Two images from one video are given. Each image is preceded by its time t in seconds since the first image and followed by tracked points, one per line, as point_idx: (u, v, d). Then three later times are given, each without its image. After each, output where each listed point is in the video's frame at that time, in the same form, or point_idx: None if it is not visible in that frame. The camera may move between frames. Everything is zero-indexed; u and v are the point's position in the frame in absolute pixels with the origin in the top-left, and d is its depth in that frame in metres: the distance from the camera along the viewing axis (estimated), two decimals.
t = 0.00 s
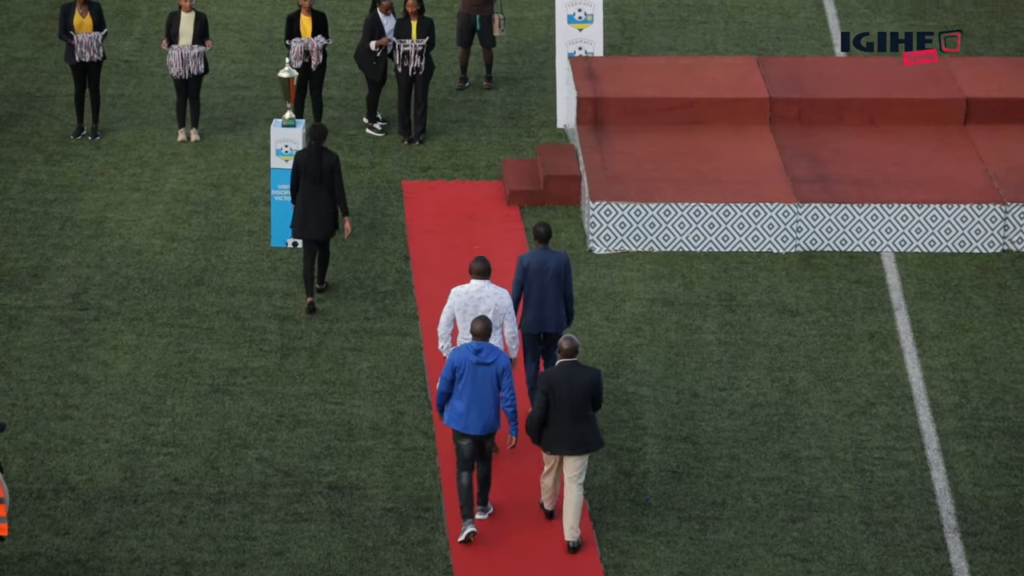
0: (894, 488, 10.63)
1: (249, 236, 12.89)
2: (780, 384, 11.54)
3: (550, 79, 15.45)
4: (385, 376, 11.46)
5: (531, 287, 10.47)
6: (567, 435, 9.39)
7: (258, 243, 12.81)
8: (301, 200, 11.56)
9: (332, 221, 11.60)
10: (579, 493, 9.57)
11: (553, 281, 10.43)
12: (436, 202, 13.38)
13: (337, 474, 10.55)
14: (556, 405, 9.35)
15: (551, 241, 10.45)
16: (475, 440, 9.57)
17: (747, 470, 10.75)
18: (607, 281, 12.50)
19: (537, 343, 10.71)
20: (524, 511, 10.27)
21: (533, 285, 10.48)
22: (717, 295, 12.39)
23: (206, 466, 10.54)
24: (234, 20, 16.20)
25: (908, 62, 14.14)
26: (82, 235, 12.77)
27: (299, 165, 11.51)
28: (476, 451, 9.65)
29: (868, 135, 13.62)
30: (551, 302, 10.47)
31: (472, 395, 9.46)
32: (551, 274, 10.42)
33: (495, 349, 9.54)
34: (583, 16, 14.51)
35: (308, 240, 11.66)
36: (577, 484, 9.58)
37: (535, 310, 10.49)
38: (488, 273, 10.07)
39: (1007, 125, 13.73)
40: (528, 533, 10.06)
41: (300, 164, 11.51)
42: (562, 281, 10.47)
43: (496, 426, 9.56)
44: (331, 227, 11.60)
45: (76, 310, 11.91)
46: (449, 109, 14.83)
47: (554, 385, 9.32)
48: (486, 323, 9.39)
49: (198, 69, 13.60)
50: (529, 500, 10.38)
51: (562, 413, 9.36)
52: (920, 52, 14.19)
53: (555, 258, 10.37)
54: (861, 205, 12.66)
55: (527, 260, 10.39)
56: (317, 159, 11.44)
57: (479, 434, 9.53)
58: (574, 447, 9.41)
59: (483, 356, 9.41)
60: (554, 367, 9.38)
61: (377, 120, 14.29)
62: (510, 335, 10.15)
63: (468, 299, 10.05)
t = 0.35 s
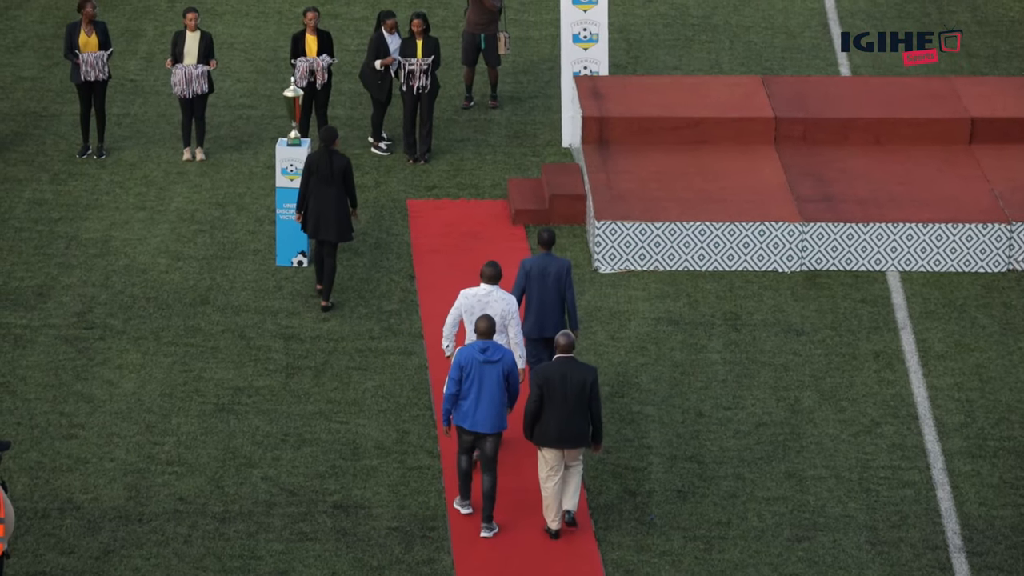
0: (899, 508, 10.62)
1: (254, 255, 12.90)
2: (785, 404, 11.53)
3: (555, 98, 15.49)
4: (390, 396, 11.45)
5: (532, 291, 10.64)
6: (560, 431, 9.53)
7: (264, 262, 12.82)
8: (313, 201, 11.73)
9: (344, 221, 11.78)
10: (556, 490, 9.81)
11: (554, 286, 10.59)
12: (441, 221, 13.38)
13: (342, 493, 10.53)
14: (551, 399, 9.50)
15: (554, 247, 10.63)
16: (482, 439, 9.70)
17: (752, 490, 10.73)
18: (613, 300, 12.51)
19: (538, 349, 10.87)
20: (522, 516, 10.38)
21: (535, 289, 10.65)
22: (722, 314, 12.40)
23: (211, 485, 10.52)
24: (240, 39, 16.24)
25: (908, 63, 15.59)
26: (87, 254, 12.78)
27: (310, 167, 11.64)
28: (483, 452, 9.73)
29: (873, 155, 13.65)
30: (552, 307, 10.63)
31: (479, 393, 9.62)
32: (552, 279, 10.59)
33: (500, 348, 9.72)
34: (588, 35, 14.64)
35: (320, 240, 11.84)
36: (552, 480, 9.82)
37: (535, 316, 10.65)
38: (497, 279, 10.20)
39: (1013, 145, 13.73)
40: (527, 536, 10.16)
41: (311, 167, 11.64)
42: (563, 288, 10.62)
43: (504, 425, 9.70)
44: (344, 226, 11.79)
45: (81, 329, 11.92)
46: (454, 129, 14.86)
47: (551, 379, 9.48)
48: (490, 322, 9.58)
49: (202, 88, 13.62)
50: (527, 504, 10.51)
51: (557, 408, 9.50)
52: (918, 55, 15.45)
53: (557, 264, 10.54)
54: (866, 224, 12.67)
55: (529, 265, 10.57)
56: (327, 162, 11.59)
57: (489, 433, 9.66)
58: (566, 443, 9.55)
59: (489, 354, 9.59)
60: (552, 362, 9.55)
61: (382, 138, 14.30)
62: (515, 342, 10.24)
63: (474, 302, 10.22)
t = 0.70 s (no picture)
0: (905, 527, 10.60)
1: (260, 273, 12.91)
2: (790, 422, 11.52)
3: (561, 117, 15.52)
4: (396, 414, 11.44)
5: (537, 291, 10.94)
6: (564, 434, 9.70)
7: (269, 280, 12.83)
8: (320, 206, 12.02)
9: (351, 224, 12.08)
10: (563, 495, 9.87)
11: (557, 285, 10.91)
12: (446, 240, 13.39)
13: (347, 512, 10.51)
14: (556, 401, 9.69)
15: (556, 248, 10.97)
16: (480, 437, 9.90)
17: (758, 508, 10.71)
18: (618, 319, 12.52)
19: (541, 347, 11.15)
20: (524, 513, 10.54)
21: (539, 289, 10.95)
22: (727, 332, 12.40)
23: (216, 504, 10.50)
24: (245, 58, 16.27)
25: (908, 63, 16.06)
26: (93, 272, 12.79)
27: (318, 171, 11.99)
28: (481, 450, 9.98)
29: (879, 173, 13.66)
30: (556, 306, 10.94)
31: (476, 392, 9.81)
32: (556, 279, 10.91)
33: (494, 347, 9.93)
34: (593, 54, 14.70)
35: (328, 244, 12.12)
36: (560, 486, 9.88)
37: (541, 315, 10.96)
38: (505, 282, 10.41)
39: (1018, 163, 13.74)
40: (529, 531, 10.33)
41: (319, 171, 11.99)
42: (567, 287, 10.95)
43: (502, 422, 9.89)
44: (351, 230, 12.07)
45: (87, 348, 11.92)
46: (460, 147, 14.88)
47: (557, 381, 9.67)
48: (482, 321, 9.79)
49: (207, 106, 13.63)
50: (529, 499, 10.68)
51: (562, 410, 9.68)
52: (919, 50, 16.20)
53: (561, 264, 10.87)
54: (872, 243, 12.68)
55: (533, 265, 10.88)
56: (334, 164, 11.95)
57: (489, 430, 9.86)
58: (569, 446, 9.72)
59: (483, 353, 9.80)
60: (557, 365, 9.73)
61: (388, 157, 14.33)
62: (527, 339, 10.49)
63: (486, 305, 10.34)
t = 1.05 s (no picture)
0: (911, 548, 10.58)
1: (266, 294, 12.92)
2: (796, 444, 11.51)
3: (566, 138, 15.56)
4: (401, 435, 11.43)
5: (533, 294, 11.04)
6: (572, 432, 9.87)
7: (275, 300, 12.85)
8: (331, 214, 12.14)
9: (361, 233, 12.18)
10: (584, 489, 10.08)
11: (553, 288, 10.99)
12: (451, 260, 13.40)
13: (353, 532, 10.49)
14: (563, 402, 9.84)
15: (553, 251, 11.05)
16: (478, 442, 9.97)
17: (763, 530, 10.69)
18: (624, 340, 12.53)
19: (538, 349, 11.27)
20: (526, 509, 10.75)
21: (536, 291, 11.05)
22: (733, 353, 12.41)
23: (221, 524, 10.48)
24: (251, 78, 16.31)
25: (908, 62, 16.85)
26: (99, 292, 12.80)
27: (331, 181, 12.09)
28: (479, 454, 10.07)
29: (885, 194, 13.68)
30: (552, 309, 11.03)
31: (474, 396, 9.88)
32: (553, 281, 10.98)
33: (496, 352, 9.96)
34: (599, 75, 14.73)
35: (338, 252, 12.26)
36: (582, 479, 10.07)
37: (537, 318, 11.06)
38: (504, 285, 10.52)
39: None
40: (531, 528, 10.55)
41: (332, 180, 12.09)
42: (563, 290, 11.04)
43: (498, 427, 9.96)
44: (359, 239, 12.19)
45: (92, 368, 11.92)
46: (466, 168, 14.91)
47: (563, 382, 9.82)
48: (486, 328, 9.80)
49: (216, 127, 13.68)
50: (531, 497, 10.88)
51: (570, 409, 9.85)
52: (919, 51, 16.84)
53: (557, 267, 10.94)
54: (878, 264, 12.68)
55: (529, 268, 10.96)
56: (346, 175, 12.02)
57: (485, 436, 9.93)
58: (577, 444, 9.88)
59: (484, 359, 9.84)
60: (562, 366, 9.87)
61: (393, 178, 14.36)
62: (525, 344, 10.62)
63: (484, 309, 10.47)
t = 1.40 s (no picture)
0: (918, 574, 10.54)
1: (272, 319, 12.94)
2: (802, 470, 11.50)
3: (573, 163, 15.60)
4: (408, 460, 11.43)
5: (535, 305, 11.22)
6: (569, 437, 10.09)
7: (282, 325, 12.86)
8: (350, 223, 12.42)
9: (380, 242, 12.47)
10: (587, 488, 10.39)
11: (556, 299, 11.17)
12: (459, 285, 13.44)
13: (359, 558, 10.46)
14: (562, 407, 10.06)
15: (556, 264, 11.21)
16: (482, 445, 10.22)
17: (770, 556, 10.66)
18: (630, 365, 12.54)
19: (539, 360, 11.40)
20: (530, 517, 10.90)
21: (537, 302, 11.23)
22: (739, 379, 12.41)
23: (228, 550, 10.45)
24: (258, 103, 16.36)
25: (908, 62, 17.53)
26: (106, 317, 12.82)
27: (351, 191, 12.37)
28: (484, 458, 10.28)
29: (892, 220, 13.70)
30: (554, 319, 11.21)
31: (481, 400, 10.13)
32: (555, 293, 11.16)
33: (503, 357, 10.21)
34: (606, 100, 14.79)
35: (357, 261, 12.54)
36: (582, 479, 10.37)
37: (538, 331, 11.23)
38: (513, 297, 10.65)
39: None
40: (539, 553, 10.49)
41: (352, 190, 12.37)
42: (565, 302, 11.19)
43: (504, 431, 10.20)
44: (379, 248, 12.47)
45: (99, 393, 11.92)
46: (472, 193, 14.95)
47: (562, 387, 10.04)
48: (493, 333, 10.05)
49: (228, 150, 13.77)
50: (536, 508, 10.99)
51: (569, 414, 10.07)
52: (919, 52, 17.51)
53: (560, 279, 11.10)
54: (885, 289, 12.68)
55: (533, 280, 11.16)
56: (367, 185, 12.31)
57: (489, 439, 10.18)
58: (577, 448, 10.11)
59: (491, 363, 10.09)
60: (562, 372, 10.10)
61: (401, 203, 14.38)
62: (531, 356, 10.70)
63: (493, 319, 10.59)
